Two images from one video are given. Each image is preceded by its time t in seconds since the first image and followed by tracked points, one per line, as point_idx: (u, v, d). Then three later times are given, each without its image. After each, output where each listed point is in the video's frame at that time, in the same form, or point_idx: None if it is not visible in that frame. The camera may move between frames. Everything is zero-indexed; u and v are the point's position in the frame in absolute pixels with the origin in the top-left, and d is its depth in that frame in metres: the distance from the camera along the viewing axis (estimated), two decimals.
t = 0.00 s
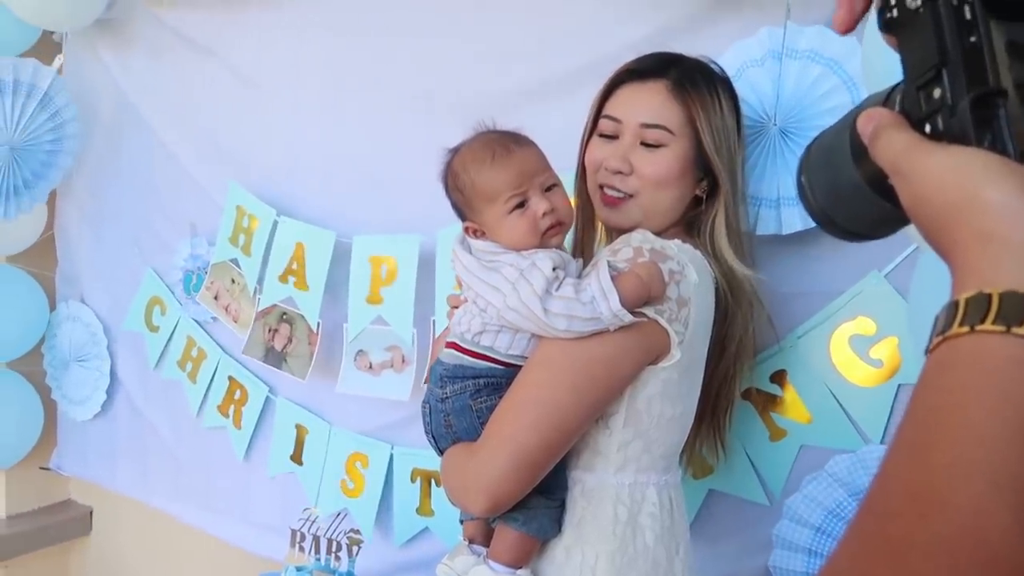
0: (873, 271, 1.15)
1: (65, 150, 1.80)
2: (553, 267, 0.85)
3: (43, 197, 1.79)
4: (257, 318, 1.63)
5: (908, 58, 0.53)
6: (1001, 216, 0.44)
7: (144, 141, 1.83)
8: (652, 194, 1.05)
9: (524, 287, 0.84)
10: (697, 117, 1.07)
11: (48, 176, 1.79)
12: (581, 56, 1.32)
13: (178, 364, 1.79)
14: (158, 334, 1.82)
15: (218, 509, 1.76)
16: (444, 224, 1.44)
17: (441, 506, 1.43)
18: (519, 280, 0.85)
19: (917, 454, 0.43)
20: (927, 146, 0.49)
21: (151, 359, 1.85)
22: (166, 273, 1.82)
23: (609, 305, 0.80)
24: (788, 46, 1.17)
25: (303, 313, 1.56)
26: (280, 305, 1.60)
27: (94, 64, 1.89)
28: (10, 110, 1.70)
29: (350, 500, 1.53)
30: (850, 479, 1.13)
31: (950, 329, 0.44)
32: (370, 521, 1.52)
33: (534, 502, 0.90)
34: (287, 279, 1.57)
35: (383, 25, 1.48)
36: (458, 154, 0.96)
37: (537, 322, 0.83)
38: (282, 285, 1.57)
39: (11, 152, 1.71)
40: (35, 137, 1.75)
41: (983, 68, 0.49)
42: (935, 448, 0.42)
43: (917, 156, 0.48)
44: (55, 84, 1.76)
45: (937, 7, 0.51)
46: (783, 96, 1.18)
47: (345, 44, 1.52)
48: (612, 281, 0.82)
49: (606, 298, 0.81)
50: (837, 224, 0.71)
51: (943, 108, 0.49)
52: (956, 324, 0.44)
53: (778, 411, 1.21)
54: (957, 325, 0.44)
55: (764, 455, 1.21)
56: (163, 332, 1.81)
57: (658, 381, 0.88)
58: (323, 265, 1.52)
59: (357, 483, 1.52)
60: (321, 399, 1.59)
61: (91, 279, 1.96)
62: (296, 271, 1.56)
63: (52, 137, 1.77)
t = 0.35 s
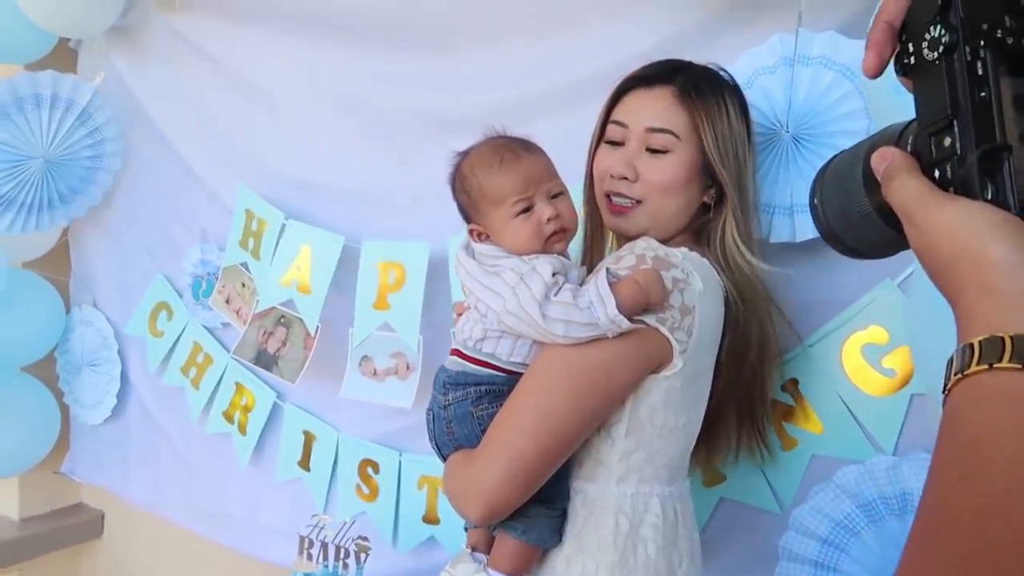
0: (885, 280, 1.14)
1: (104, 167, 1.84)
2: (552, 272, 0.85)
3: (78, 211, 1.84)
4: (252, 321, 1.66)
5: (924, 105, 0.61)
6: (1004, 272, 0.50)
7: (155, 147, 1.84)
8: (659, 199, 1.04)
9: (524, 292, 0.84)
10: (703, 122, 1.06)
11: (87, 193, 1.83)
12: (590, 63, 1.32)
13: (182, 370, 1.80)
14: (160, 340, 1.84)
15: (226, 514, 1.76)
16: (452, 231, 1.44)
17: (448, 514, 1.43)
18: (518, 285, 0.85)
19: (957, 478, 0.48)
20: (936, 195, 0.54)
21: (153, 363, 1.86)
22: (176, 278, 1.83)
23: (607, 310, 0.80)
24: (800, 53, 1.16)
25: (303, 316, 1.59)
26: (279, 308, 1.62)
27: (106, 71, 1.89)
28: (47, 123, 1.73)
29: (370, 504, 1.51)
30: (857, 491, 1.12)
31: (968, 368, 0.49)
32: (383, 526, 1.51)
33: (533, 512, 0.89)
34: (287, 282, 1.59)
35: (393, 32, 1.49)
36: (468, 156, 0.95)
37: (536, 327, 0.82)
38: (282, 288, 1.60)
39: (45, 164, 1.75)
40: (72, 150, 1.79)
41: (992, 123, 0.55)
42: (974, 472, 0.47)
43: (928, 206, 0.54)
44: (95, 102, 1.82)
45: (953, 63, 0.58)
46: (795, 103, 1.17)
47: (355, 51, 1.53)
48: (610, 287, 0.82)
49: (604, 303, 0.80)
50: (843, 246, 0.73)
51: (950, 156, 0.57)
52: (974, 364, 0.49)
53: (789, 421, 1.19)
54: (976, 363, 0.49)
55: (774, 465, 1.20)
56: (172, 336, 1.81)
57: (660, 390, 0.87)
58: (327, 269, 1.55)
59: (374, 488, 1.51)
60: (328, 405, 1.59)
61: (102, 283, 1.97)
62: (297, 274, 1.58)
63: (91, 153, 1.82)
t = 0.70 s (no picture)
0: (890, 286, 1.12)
1: (124, 173, 1.79)
2: (544, 277, 0.84)
3: (100, 217, 1.81)
4: (247, 323, 1.65)
5: (869, 109, 0.68)
6: (938, 264, 0.55)
7: (159, 148, 1.84)
8: (656, 202, 1.04)
9: (516, 296, 0.83)
10: (701, 126, 1.06)
11: (105, 199, 1.80)
12: (590, 67, 1.32)
13: (180, 371, 1.79)
14: (160, 341, 1.82)
15: (225, 518, 1.76)
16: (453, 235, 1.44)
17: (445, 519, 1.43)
18: (510, 289, 0.84)
19: (906, 455, 0.50)
20: (883, 193, 0.60)
21: (151, 362, 1.85)
22: (178, 280, 1.83)
23: (597, 314, 0.80)
24: (804, 58, 1.15)
25: (301, 319, 1.58)
26: (275, 310, 1.62)
27: (112, 72, 1.89)
28: (53, 127, 1.72)
29: (359, 510, 1.51)
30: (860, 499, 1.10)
31: (911, 351, 0.53)
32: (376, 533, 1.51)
33: (525, 519, 0.89)
34: (285, 285, 1.59)
35: (394, 34, 1.49)
36: (461, 158, 0.95)
37: (527, 331, 0.82)
38: (279, 290, 1.59)
39: (55, 169, 1.72)
40: (83, 156, 1.75)
41: (929, 124, 0.63)
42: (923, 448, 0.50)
43: (873, 204, 0.59)
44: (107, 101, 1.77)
45: (895, 70, 0.64)
46: (796, 109, 1.17)
47: (359, 53, 1.53)
48: (601, 291, 0.81)
49: (594, 308, 0.80)
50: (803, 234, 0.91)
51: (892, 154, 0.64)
52: (915, 346, 0.53)
53: (789, 428, 1.18)
54: (917, 346, 0.53)
55: (774, 472, 1.19)
56: (170, 337, 1.80)
57: (655, 397, 0.87)
58: (329, 271, 1.54)
59: (365, 494, 1.51)
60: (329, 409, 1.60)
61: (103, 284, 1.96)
62: (296, 276, 1.57)
63: (106, 159, 1.77)
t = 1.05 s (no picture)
0: (876, 294, 1.12)
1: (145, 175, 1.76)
2: (516, 281, 0.87)
3: (135, 226, 1.77)
4: (228, 317, 1.64)
5: (916, 114, 0.60)
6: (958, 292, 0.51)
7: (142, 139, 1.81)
8: (634, 203, 1.03)
9: (487, 300, 0.85)
10: (680, 126, 1.05)
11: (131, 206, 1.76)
12: (574, 67, 1.31)
13: (165, 367, 1.77)
14: (149, 334, 1.79)
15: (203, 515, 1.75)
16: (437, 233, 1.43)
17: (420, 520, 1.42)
18: (482, 293, 0.87)
19: (901, 510, 0.48)
20: (915, 204, 0.55)
21: (137, 359, 1.83)
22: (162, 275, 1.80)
23: (568, 320, 0.81)
24: (796, 62, 1.14)
25: (279, 313, 1.56)
26: (255, 305, 1.61)
27: (96, 62, 1.87)
28: (66, 134, 1.67)
29: (335, 511, 1.50)
30: (843, 509, 1.10)
31: (915, 393, 0.50)
32: (350, 534, 1.50)
33: (495, 526, 0.92)
34: (264, 278, 1.57)
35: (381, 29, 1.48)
36: (428, 163, 0.96)
37: (499, 336, 0.84)
38: (258, 284, 1.57)
39: (82, 176, 1.69)
40: (101, 159, 1.71)
41: (983, 136, 0.55)
42: (920, 505, 0.47)
43: (898, 212, 0.55)
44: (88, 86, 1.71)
45: (958, 73, 0.56)
46: (788, 114, 1.15)
47: (347, 47, 1.52)
48: (573, 296, 0.83)
49: (565, 313, 0.81)
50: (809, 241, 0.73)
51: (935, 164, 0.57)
52: (920, 389, 0.50)
53: (772, 435, 1.17)
54: (922, 389, 0.50)
55: (756, 480, 1.18)
56: (154, 333, 1.78)
57: (628, 403, 0.88)
58: (309, 264, 1.52)
59: (342, 494, 1.50)
60: (309, 408, 1.58)
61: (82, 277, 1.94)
62: (276, 270, 1.56)
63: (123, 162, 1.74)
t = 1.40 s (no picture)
0: (859, 291, 1.11)
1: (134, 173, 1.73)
2: (489, 278, 0.87)
3: (120, 225, 1.74)
4: (200, 313, 1.60)
5: None
6: None
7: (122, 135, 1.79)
8: (613, 206, 1.03)
9: (459, 299, 0.85)
10: (656, 128, 1.03)
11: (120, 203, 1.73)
12: (557, 65, 1.31)
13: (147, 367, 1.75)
14: (126, 333, 1.77)
15: (183, 516, 1.73)
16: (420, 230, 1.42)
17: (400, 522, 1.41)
18: (454, 290, 0.86)
19: None
20: None
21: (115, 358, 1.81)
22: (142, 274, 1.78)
23: (542, 318, 0.82)
24: (779, 58, 1.13)
25: (256, 309, 1.53)
26: (228, 300, 1.57)
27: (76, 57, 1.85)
28: (56, 127, 1.67)
29: (317, 511, 1.50)
30: (828, 513, 1.08)
31: (1012, 552, 0.42)
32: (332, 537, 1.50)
33: (470, 529, 0.92)
34: (241, 274, 1.54)
35: (363, 25, 1.47)
36: (395, 163, 0.96)
37: (472, 335, 0.84)
38: (235, 280, 1.55)
39: (68, 171, 1.67)
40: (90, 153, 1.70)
41: None
42: None
43: None
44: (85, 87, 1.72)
45: None
46: (771, 110, 1.14)
47: (331, 42, 1.51)
48: (547, 295, 0.83)
49: (539, 311, 0.82)
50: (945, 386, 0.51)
51: None
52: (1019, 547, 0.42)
53: (754, 433, 1.17)
54: None
55: (738, 479, 1.18)
56: (134, 330, 1.76)
57: (605, 404, 0.89)
58: (288, 265, 1.50)
59: (324, 494, 1.49)
60: (292, 407, 1.58)
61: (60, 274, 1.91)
62: (255, 266, 1.53)
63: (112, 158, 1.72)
